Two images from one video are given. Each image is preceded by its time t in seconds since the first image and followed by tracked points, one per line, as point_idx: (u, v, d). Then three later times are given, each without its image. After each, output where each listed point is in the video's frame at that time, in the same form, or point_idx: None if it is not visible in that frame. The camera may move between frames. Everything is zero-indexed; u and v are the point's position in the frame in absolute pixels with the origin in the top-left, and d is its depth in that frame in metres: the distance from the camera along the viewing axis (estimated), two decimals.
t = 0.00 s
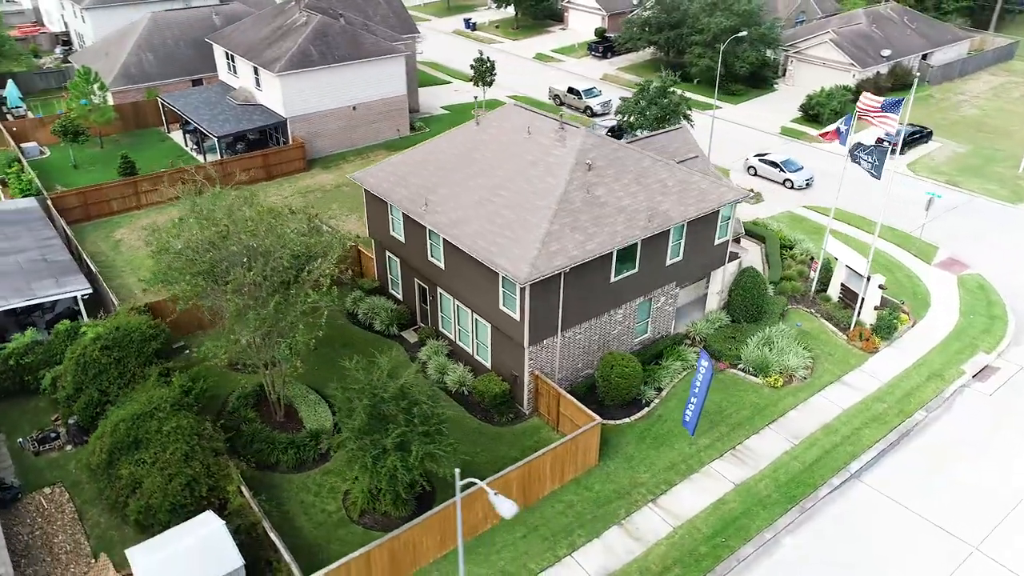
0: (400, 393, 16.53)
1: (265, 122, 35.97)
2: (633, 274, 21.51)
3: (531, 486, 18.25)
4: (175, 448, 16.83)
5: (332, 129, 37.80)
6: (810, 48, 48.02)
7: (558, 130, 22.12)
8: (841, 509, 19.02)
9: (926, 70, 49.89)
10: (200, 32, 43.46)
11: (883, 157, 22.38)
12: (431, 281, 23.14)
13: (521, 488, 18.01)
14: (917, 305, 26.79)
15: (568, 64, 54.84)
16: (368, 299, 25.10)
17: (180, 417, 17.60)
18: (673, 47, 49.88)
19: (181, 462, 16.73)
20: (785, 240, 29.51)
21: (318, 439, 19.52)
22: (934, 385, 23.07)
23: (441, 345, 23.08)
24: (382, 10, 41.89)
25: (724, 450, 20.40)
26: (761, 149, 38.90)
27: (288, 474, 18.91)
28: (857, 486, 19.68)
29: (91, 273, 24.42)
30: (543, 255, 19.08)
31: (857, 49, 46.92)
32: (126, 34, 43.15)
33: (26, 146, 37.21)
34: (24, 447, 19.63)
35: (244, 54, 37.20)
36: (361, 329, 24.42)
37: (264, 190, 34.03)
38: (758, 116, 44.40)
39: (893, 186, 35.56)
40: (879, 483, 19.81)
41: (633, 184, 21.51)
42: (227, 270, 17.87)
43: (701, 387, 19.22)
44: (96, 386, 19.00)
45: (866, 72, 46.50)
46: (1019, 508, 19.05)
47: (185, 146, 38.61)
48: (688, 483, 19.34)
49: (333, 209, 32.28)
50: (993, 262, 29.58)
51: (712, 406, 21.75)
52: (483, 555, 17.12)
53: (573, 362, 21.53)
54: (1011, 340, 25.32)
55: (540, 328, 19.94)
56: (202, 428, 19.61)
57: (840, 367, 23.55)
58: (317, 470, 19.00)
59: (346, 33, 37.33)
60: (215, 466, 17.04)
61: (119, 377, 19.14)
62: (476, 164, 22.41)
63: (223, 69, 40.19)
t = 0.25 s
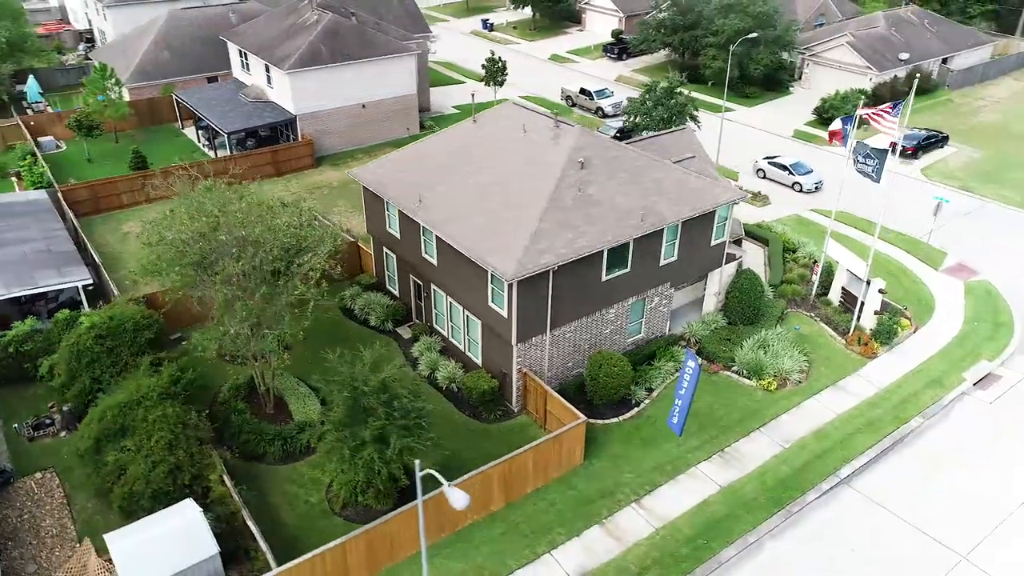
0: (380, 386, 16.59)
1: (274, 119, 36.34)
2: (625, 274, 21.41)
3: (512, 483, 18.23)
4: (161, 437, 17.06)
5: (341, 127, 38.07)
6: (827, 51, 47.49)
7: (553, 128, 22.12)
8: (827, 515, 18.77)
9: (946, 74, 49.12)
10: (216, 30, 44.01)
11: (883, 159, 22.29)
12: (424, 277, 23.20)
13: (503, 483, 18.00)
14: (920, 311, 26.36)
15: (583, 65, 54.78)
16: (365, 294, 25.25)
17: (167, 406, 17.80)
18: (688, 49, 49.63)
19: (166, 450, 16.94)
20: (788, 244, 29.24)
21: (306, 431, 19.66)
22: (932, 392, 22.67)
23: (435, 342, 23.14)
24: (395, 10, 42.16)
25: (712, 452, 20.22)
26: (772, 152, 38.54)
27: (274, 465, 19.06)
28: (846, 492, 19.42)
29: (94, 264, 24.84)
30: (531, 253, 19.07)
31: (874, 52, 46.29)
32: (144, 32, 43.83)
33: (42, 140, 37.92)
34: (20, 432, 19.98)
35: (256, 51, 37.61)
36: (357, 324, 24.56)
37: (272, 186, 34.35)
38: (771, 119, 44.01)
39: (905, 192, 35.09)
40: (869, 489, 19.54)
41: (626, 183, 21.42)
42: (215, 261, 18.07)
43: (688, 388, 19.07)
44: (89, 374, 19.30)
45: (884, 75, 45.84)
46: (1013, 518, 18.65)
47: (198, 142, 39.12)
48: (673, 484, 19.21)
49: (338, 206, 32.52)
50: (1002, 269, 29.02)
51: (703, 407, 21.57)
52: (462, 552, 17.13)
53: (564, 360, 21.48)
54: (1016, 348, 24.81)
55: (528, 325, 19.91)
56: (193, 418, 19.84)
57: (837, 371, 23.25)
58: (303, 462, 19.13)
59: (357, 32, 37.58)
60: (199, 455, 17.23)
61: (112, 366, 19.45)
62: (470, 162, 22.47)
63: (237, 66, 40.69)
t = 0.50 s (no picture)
0: (361, 378, 16.71)
1: (285, 116, 36.70)
2: (617, 273, 21.32)
3: (495, 479, 18.23)
4: (147, 425, 17.30)
5: (351, 125, 38.34)
6: (844, 54, 46.93)
7: (548, 126, 22.10)
8: (813, 520, 18.53)
9: (967, 79, 48.29)
10: (232, 29, 44.57)
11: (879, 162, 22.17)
12: (419, 274, 23.30)
13: (484, 479, 18.00)
14: (924, 316, 25.94)
15: (598, 67, 54.66)
16: (362, 290, 25.41)
17: (154, 395, 18.04)
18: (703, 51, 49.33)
19: (151, 438, 17.16)
20: (792, 247, 28.95)
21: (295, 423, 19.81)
22: (930, 399, 22.29)
23: (428, 338, 23.21)
24: (408, 9, 42.41)
25: (700, 454, 20.05)
26: (783, 155, 38.18)
27: (261, 456, 19.23)
28: (835, 497, 19.15)
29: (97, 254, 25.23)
30: (519, 250, 19.06)
31: (892, 55, 45.65)
32: (162, 29, 44.48)
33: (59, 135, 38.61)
34: (16, 418, 20.34)
35: (268, 49, 38.03)
36: (353, 319, 24.71)
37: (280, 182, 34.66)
38: (785, 122, 43.58)
39: (916, 197, 34.57)
40: (859, 495, 19.25)
41: (619, 182, 21.33)
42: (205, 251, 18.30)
43: (674, 389, 18.95)
44: (83, 362, 19.61)
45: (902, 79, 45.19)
46: (1004, 529, 18.29)
47: (210, 138, 39.58)
48: (658, 485, 19.09)
49: (344, 202, 32.72)
50: (1012, 276, 28.47)
51: (694, 409, 21.40)
52: (441, 547, 17.16)
53: (554, 359, 21.44)
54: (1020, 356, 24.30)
55: (516, 322, 19.90)
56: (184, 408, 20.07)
57: (833, 376, 22.95)
58: (289, 454, 19.28)
59: (368, 31, 37.84)
60: (184, 444, 17.45)
61: (106, 356, 19.74)
62: (466, 159, 22.52)
63: (251, 64, 41.16)
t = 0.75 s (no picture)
0: (345, 371, 16.82)
1: (296, 113, 37.08)
2: (610, 272, 21.26)
3: (478, 475, 18.24)
4: (136, 413, 17.57)
5: (362, 122, 38.63)
6: (862, 57, 46.34)
7: (545, 125, 22.10)
8: (799, 525, 18.30)
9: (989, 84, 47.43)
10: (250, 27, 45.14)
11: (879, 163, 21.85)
12: (415, 270, 23.40)
13: (468, 476, 18.01)
14: (928, 323, 25.52)
15: (614, 68, 54.52)
16: (361, 286, 25.59)
17: (145, 384, 18.31)
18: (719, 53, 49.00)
19: (141, 426, 17.42)
20: (797, 250, 28.65)
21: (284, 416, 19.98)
22: (928, 407, 21.92)
23: (423, 335, 23.29)
24: (423, 9, 42.68)
25: (688, 455, 19.90)
26: (795, 158, 37.79)
27: (250, 447, 19.42)
28: (824, 502, 18.90)
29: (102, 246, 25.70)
30: (509, 247, 19.08)
31: (911, 59, 44.98)
32: (182, 27, 45.18)
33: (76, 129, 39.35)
34: (16, 404, 20.76)
35: (282, 47, 38.48)
36: (351, 315, 24.89)
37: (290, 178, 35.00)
38: (800, 126, 43.14)
39: (930, 203, 34.04)
40: (849, 501, 18.98)
41: (614, 181, 21.27)
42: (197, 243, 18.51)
43: (662, 389, 18.82)
44: (80, 350, 19.99)
45: (921, 83, 44.50)
46: (996, 540, 17.90)
47: (224, 134, 40.08)
48: (643, 485, 18.98)
49: (351, 199, 32.94)
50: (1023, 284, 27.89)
51: (685, 410, 21.24)
52: (421, 541, 17.21)
53: (545, 357, 21.44)
54: None
55: (507, 320, 19.91)
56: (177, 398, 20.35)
57: (831, 381, 22.64)
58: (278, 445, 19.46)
59: (380, 30, 38.13)
60: (171, 433, 17.69)
61: (102, 344, 20.06)
62: (463, 156, 22.58)
63: (266, 62, 41.65)
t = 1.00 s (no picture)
0: (329, 363, 16.96)
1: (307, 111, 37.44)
2: (602, 271, 21.21)
3: (462, 471, 18.27)
4: (126, 401, 17.85)
5: (372, 121, 38.90)
6: (880, 60, 45.71)
7: (541, 123, 22.10)
8: (784, 529, 18.09)
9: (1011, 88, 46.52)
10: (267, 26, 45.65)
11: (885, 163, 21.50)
12: (411, 266, 23.53)
13: (451, 471, 18.05)
14: (931, 329, 25.11)
15: (630, 70, 54.32)
16: (360, 282, 25.77)
17: (136, 372, 18.59)
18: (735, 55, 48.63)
19: (130, 414, 17.67)
20: (801, 254, 28.34)
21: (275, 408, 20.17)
22: (925, 413, 21.56)
23: (418, 331, 23.40)
24: (436, 9, 42.88)
25: (676, 457, 19.77)
26: (806, 161, 37.39)
27: (240, 437, 19.63)
28: (811, 507, 18.67)
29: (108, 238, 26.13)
30: (497, 244, 19.09)
31: (930, 62, 44.25)
32: (200, 25, 45.83)
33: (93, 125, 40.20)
34: (16, 390, 21.18)
35: (295, 45, 38.89)
36: (349, 310, 25.06)
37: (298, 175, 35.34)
38: (814, 129, 42.67)
39: (942, 208, 33.49)
40: (836, 506, 18.73)
41: (608, 180, 21.20)
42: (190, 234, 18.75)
43: (648, 389, 18.72)
44: (77, 338, 20.34)
45: (940, 87, 43.78)
46: (987, 549, 17.56)
47: (238, 131, 40.58)
48: (628, 485, 18.88)
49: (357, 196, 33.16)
50: None
51: (676, 412, 21.10)
52: (401, 535, 17.29)
53: (536, 355, 21.43)
54: None
55: (496, 317, 19.93)
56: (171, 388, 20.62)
57: (827, 386, 22.36)
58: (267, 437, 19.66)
59: (392, 29, 38.38)
60: (160, 421, 17.95)
61: (98, 333, 20.39)
62: (459, 153, 22.65)
63: (281, 60, 42.12)
